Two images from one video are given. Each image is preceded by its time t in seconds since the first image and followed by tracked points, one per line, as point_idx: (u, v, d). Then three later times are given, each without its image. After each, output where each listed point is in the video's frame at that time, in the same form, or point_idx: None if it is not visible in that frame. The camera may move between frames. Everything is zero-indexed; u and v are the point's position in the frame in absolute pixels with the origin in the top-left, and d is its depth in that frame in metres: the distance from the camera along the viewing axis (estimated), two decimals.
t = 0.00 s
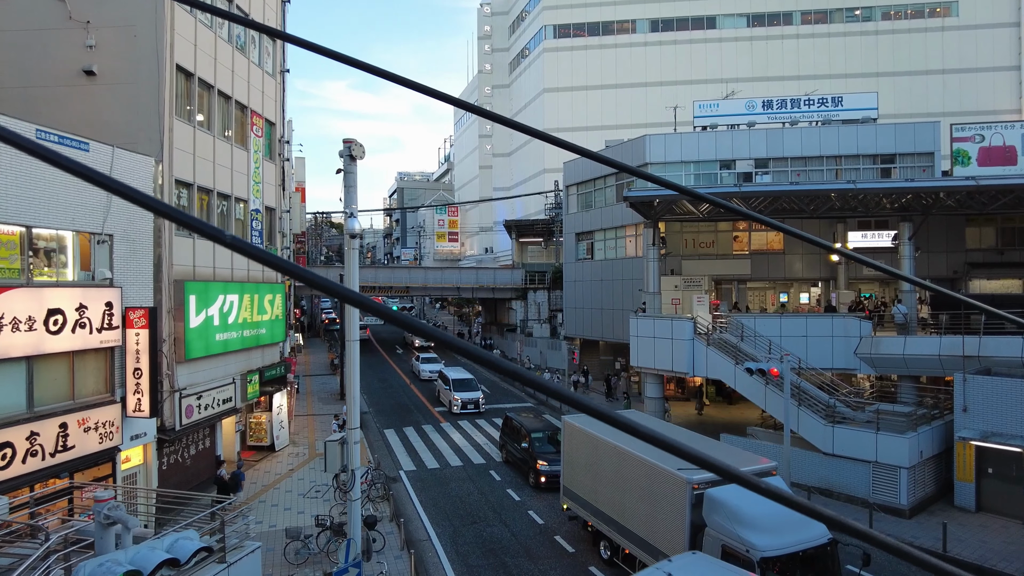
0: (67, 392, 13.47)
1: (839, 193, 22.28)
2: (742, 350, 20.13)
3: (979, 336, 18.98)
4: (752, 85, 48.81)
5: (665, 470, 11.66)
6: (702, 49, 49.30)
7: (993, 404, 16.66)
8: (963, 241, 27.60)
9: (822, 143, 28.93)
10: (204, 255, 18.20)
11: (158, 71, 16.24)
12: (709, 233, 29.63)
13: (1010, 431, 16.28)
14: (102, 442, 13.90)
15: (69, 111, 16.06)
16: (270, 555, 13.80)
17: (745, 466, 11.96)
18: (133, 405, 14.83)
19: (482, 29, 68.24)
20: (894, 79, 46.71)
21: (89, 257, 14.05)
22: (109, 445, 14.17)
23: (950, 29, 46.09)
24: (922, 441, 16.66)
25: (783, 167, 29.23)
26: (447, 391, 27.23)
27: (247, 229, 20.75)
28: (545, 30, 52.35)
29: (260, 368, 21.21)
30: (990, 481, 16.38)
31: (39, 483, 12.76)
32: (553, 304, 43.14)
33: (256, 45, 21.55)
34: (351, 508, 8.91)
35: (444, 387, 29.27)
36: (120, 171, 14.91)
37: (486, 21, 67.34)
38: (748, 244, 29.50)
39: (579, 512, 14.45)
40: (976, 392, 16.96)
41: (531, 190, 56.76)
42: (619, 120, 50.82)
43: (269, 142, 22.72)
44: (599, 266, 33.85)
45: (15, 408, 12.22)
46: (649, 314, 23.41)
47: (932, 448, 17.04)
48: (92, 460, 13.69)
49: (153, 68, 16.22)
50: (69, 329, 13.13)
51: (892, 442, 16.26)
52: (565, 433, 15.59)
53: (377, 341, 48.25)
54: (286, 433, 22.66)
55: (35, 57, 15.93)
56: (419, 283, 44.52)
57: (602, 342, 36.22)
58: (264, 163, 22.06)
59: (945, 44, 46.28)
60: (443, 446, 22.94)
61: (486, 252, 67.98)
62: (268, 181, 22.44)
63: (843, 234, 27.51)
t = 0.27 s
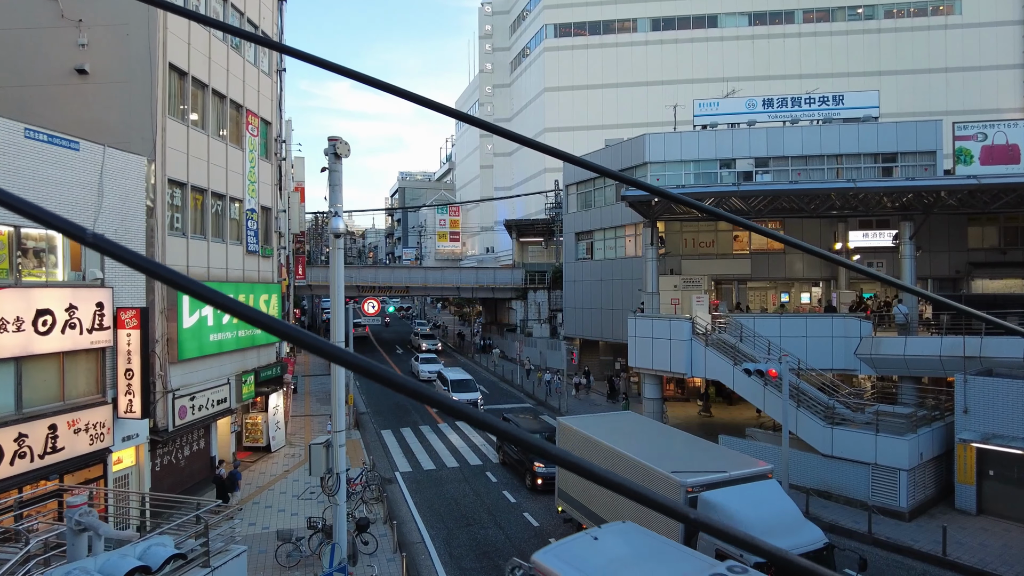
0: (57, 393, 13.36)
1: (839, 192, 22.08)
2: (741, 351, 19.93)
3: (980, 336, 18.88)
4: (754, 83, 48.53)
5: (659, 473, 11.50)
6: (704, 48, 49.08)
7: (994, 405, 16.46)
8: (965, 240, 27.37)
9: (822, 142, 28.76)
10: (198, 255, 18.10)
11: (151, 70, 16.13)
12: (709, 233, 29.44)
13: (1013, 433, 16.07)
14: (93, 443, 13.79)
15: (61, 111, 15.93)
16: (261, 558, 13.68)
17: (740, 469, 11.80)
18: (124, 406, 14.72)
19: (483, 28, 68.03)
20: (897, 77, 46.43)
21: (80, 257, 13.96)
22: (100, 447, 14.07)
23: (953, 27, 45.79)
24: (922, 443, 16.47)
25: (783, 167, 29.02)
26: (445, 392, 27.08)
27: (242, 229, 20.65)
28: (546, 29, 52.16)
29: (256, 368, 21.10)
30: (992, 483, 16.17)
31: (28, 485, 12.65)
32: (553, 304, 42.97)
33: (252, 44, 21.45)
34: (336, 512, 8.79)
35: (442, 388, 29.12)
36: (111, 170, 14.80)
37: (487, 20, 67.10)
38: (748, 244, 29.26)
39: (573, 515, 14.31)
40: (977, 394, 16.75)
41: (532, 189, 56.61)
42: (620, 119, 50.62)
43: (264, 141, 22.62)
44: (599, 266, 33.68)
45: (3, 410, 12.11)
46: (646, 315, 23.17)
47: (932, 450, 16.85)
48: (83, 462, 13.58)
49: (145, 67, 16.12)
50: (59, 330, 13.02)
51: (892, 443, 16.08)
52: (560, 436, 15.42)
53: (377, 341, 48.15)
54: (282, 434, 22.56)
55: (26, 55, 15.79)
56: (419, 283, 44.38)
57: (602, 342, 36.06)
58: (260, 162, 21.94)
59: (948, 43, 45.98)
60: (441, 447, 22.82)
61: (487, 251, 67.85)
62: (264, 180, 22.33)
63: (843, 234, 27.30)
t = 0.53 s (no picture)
0: (47, 394, 13.27)
1: (839, 192, 21.93)
2: (739, 351, 19.77)
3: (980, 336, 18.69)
4: (753, 83, 48.40)
5: (651, 475, 11.38)
6: (704, 48, 48.95)
7: (993, 406, 16.28)
8: (966, 240, 27.24)
9: (822, 141, 28.63)
10: (192, 255, 18.02)
11: (144, 70, 16.07)
12: (708, 233, 29.32)
13: (1012, 434, 15.90)
14: (83, 444, 13.70)
15: (53, 111, 15.84)
16: (252, 560, 13.59)
17: (732, 470, 11.67)
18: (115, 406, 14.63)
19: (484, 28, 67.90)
20: (898, 77, 46.24)
21: (71, 257, 13.92)
22: (91, 448, 13.98)
23: (955, 27, 45.56)
24: (920, 444, 16.31)
25: (783, 166, 28.85)
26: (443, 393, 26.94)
27: (237, 229, 20.58)
28: (546, 29, 52.05)
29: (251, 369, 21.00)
30: (991, 485, 16.00)
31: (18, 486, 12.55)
32: (552, 304, 42.82)
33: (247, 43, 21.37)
34: (321, 515, 8.70)
35: (440, 389, 29.01)
36: (102, 170, 14.72)
37: (488, 21, 66.99)
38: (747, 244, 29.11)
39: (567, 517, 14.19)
40: (976, 395, 16.56)
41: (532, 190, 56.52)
42: (620, 119, 50.49)
43: (260, 141, 22.53)
44: (597, 266, 33.57)
45: None
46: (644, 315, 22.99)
47: (930, 451, 16.67)
48: (73, 463, 13.49)
49: (138, 67, 16.07)
50: (48, 330, 12.94)
51: (890, 445, 15.92)
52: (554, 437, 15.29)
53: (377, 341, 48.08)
54: (278, 435, 22.47)
55: (18, 55, 15.70)
56: (418, 283, 44.28)
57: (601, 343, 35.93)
58: (255, 162, 21.86)
59: (950, 42, 45.76)
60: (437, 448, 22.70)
61: (487, 252, 67.75)
62: (260, 181, 22.26)
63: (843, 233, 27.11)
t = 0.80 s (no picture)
0: (38, 396, 13.18)
1: (838, 192, 21.80)
2: (736, 353, 19.63)
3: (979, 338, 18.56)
4: (753, 83, 48.24)
5: (644, 479, 11.27)
6: (705, 48, 48.81)
7: (992, 408, 16.11)
8: (967, 241, 27.10)
9: (821, 141, 28.50)
10: (186, 256, 17.95)
11: (136, 70, 16.01)
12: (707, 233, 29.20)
13: (1011, 437, 15.74)
14: (73, 446, 13.63)
15: (46, 111, 15.79)
16: (244, 562, 13.52)
17: (726, 474, 11.57)
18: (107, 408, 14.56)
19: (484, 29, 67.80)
20: (899, 76, 46.03)
21: (62, 259, 13.84)
22: (82, 450, 13.93)
23: (957, 26, 45.32)
24: (918, 447, 16.16)
25: (782, 167, 28.73)
26: (440, 394, 26.86)
27: (233, 230, 20.52)
28: (546, 30, 51.96)
29: (247, 370, 20.94)
30: (990, 488, 15.85)
31: (7, 489, 12.48)
32: (552, 305, 42.70)
33: (243, 43, 21.31)
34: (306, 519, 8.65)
35: (438, 390, 28.92)
36: (94, 171, 14.66)
37: (488, 21, 66.83)
38: (747, 244, 28.96)
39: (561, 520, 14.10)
40: (975, 398, 16.39)
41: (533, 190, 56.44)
42: (620, 119, 50.36)
43: (256, 142, 22.46)
44: (596, 267, 33.46)
45: None
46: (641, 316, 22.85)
47: (929, 454, 16.52)
48: (64, 465, 13.43)
49: (131, 68, 16.02)
50: (39, 332, 12.69)
51: (888, 447, 15.79)
52: (547, 440, 15.17)
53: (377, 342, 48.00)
54: (274, 436, 22.40)
55: (11, 56, 15.65)
56: (418, 284, 44.21)
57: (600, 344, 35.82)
58: (251, 163, 21.79)
59: (951, 42, 45.54)
60: (434, 450, 22.60)
61: (487, 252, 67.65)
62: (256, 181, 22.20)
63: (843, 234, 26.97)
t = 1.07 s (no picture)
0: (27, 394, 13.09)
1: (837, 191, 21.63)
2: (733, 352, 19.48)
3: (979, 337, 18.37)
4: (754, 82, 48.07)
5: (635, 478, 11.16)
6: (706, 47, 48.62)
7: (991, 409, 15.91)
8: (967, 240, 26.86)
9: (821, 140, 28.34)
10: (180, 255, 17.87)
11: (128, 67, 15.91)
12: (706, 232, 29.10)
13: (1010, 437, 15.57)
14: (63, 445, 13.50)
15: (39, 109, 15.72)
16: (235, 562, 13.45)
17: (719, 475, 11.43)
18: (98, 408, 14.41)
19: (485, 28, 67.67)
20: (901, 75, 45.80)
21: (53, 257, 13.71)
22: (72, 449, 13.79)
23: (959, 25, 45.03)
24: (916, 447, 16.00)
25: (781, 165, 28.59)
26: (438, 393, 26.76)
27: (228, 229, 20.43)
28: (546, 29, 51.81)
29: (241, 369, 20.87)
30: (989, 489, 15.70)
31: None
32: (551, 304, 42.56)
33: (238, 41, 21.21)
34: (290, 520, 8.56)
35: (435, 390, 28.81)
36: (85, 169, 14.57)
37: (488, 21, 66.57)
38: (746, 243, 28.86)
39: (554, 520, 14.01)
40: (973, 398, 16.22)
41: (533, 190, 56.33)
42: (620, 118, 50.21)
43: (252, 140, 22.38)
44: (595, 266, 33.34)
45: None
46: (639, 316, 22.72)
47: (927, 454, 16.36)
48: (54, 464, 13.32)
49: (124, 66, 15.93)
50: (28, 330, 12.68)
51: (884, 447, 15.67)
52: (540, 439, 15.07)
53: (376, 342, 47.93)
54: (270, 436, 22.33)
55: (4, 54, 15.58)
56: (417, 283, 44.11)
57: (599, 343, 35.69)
58: (247, 161, 21.70)
59: (953, 40, 45.26)
60: (430, 449, 22.52)
61: (488, 252, 67.57)
62: (251, 180, 22.11)
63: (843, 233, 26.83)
